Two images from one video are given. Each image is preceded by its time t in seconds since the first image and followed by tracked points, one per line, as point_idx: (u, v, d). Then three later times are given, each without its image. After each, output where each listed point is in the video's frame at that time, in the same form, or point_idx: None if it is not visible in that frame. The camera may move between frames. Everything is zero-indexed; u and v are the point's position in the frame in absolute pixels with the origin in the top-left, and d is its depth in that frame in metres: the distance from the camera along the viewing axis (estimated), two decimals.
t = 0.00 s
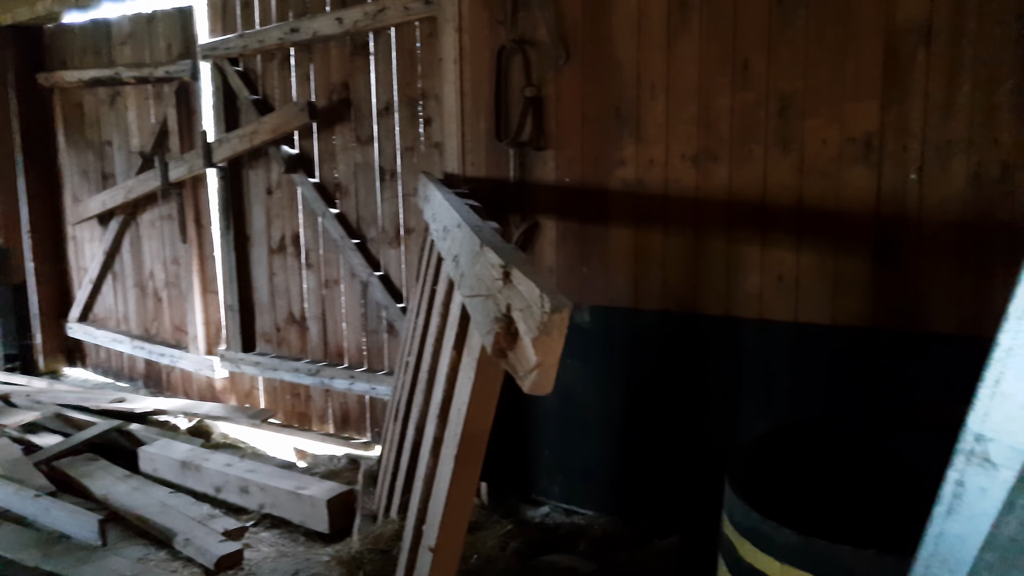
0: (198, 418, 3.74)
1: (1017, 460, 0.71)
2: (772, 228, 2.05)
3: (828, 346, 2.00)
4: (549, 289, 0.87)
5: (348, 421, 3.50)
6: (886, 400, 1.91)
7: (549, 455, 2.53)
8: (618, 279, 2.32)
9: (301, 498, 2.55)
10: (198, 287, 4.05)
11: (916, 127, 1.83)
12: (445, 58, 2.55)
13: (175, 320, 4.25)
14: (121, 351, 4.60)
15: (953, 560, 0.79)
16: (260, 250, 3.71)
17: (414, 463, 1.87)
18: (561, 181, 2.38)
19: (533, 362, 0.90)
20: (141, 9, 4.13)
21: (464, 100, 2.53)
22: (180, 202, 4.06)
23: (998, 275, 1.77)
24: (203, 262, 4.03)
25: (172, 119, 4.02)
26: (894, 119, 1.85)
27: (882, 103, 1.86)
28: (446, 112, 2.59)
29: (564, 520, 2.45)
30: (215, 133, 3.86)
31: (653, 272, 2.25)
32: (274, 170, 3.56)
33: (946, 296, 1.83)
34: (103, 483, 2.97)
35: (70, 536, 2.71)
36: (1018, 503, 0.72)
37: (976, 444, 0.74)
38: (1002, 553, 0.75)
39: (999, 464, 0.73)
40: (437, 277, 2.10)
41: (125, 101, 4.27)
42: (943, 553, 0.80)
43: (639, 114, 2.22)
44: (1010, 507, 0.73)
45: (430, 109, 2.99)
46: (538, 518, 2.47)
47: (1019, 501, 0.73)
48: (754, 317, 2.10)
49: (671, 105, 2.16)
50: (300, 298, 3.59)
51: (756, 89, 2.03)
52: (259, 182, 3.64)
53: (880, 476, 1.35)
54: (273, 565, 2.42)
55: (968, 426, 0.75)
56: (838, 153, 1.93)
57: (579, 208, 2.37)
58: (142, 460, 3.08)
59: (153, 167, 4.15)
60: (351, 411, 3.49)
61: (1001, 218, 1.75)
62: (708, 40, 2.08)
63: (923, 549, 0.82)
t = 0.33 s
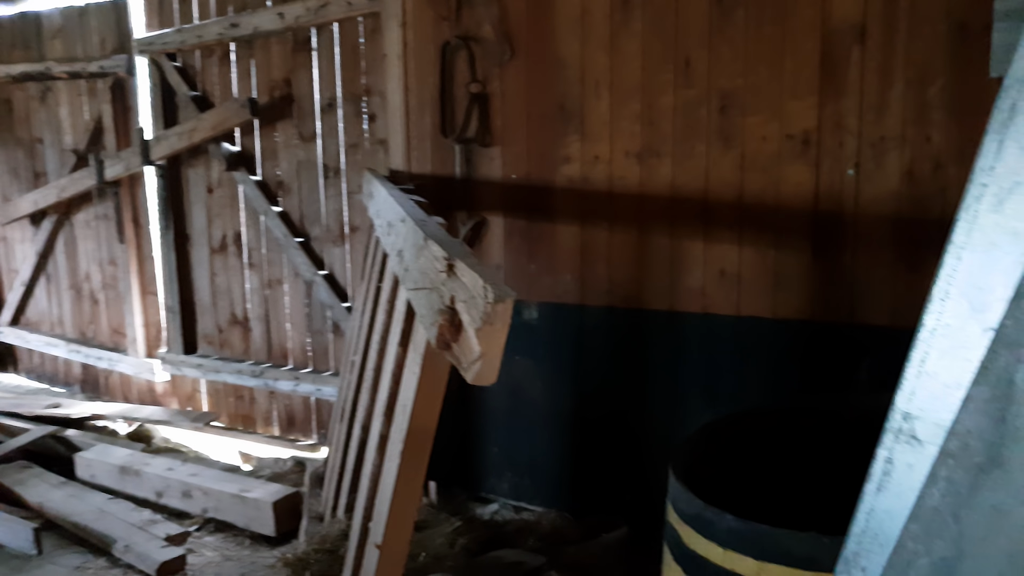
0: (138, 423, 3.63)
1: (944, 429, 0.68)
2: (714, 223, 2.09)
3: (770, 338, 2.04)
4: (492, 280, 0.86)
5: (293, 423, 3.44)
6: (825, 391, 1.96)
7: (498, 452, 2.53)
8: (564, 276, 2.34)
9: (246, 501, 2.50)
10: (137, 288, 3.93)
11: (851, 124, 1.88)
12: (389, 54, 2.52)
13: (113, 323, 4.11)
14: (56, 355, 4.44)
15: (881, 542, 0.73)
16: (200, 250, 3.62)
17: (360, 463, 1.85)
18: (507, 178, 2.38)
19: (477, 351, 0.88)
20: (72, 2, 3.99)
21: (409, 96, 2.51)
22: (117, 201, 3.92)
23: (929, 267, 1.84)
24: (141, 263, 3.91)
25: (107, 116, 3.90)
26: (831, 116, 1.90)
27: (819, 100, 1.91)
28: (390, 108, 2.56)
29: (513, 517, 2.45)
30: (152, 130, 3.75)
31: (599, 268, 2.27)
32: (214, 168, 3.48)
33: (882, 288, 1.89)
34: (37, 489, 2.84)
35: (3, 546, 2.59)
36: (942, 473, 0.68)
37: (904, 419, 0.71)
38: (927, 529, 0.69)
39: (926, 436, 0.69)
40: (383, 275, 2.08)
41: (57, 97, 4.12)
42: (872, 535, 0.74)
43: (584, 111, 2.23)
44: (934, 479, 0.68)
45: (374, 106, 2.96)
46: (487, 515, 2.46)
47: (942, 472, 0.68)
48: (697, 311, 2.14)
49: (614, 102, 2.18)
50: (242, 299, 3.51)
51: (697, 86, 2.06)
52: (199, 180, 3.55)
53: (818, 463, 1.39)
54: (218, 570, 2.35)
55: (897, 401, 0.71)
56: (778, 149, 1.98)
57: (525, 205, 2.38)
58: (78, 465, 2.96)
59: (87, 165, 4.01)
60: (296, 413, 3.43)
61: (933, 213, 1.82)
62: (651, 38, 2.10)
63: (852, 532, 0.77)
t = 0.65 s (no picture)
0: (95, 420, 3.54)
1: (919, 390, 0.53)
2: (678, 211, 2.10)
3: (734, 324, 2.06)
4: (461, 255, 0.82)
5: (255, 418, 3.39)
6: (790, 375, 1.99)
7: (463, 444, 2.52)
8: (529, 266, 2.33)
9: (207, 496, 2.44)
10: (93, 283, 3.83)
11: (813, 113, 1.91)
12: (350, 44, 2.49)
13: (68, 319, 4.00)
14: (8, 353, 4.30)
15: (852, 520, 0.57)
16: (158, 244, 3.54)
17: (324, 453, 1.83)
18: (471, 167, 2.37)
19: (448, 327, 0.82)
20: None
21: (371, 85, 2.48)
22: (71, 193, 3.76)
23: (890, 253, 1.87)
24: (97, 257, 3.81)
25: (60, 107, 3.78)
26: (793, 105, 1.92)
27: (781, 89, 1.93)
28: (352, 98, 2.53)
29: (478, 507, 2.44)
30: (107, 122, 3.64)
31: (564, 258, 2.27)
32: (172, 160, 3.40)
33: (844, 274, 1.92)
34: None
35: None
36: (916, 430, 0.52)
37: (877, 380, 0.56)
38: (900, 496, 0.54)
39: (900, 400, 0.54)
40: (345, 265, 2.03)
41: (7, 87, 3.99)
42: (844, 514, 0.58)
43: (548, 100, 2.22)
44: (909, 440, 0.53)
45: (335, 96, 2.92)
46: (452, 505, 2.44)
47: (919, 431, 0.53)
48: (662, 300, 2.15)
49: (578, 92, 2.18)
50: (201, 293, 3.44)
51: (661, 74, 2.07)
52: (156, 173, 3.47)
53: (783, 443, 1.41)
54: (179, 565, 2.29)
55: (869, 366, 0.57)
56: (741, 138, 2.00)
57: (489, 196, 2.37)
58: (33, 463, 2.86)
59: (39, 158, 3.89)
60: (257, 408, 3.38)
61: (893, 201, 1.85)
62: (615, 27, 2.10)
63: (824, 512, 0.61)
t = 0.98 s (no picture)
0: (75, 411, 3.49)
1: (919, 349, 0.49)
2: (663, 194, 2.09)
3: (719, 307, 2.06)
4: (450, 226, 0.80)
5: (238, 408, 3.35)
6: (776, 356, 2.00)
7: (448, 430, 2.51)
8: (514, 252, 2.31)
9: (191, 485, 2.42)
10: (72, 274, 3.76)
11: (798, 95, 1.91)
12: (331, 28, 2.45)
13: (47, 310, 3.92)
14: None
15: (849, 485, 0.55)
16: (138, 233, 3.49)
17: (309, 439, 1.81)
18: (455, 152, 2.35)
19: (439, 300, 0.81)
20: None
21: (353, 70, 2.45)
22: (47, 182, 3.72)
23: (874, 236, 1.88)
24: (75, 247, 3.75)
25: (35, 95, 3.71)
26: (779, 88, 1.93)
27: (766, 72, 1.93)
28: (333, 84, 2.50)
29: (463, 492, 2.43)
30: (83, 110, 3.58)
31: (548, 244, 2.26)
32: (151, 148, 3.35)
33: (829, 257, 1.93)
34: None
35: None
36: (917, 389, 0.50)
37: (874, 345, 0.52)
38: (899, 455, 0.51)
39: (899, 363, 0.51)
40: (328, 251, 2.01)
41: None
42: (841, 481, 0.56)
43: (532, 85, 2.21)
44: (909, 400, 0.50)
45: (316, 83, 2.89)
46: (438, 492, 2.43)
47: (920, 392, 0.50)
48: (647, 285, 2.14)
49: (563, 76, 2.17)
50: (182, 282, 3.40)
51: (645, 58, 2.06)
52: (134, 161, 3.41)
53: (769, 422, 1.42)
54: (163, 553, 2.25)
55: (864, 330, 0.53)
56: (726, 121, 1.99)
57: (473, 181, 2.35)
58: (12, 453, 2.82)
59: (14, 146, 3.81)
60: (240, 398, 3.34)
61: (878, 183, 1.86)
62: (599, 11, 2.09)
63: (819, 476, 0.58)
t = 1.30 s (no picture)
0: (60, 392, 3.46)
1: (911, 302, 0.49)
2: (652, 169, 2.09)
3: (707, 281, 2.07)
4: (441, 192, 0.80)
5: (225, 387, 3.34)
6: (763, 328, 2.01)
7: (437, 407, 2.51)
8: (502, 228, 2.30)
9: (179, 463, 2.41)
10: (54, 254, 3.71)
11: (788, 69, 1.90)
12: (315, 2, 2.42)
13: (30, 291, 3.87)
14: None
15: (839, 442, 0.55)
16: (121, 212, 3.44)
17: (298, 415, 1.81)
18: (442, 128, 2.33)
19: (429, 265, 0.80)
20: None
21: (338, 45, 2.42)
22: (26, 161, 3.67)
23: (862, 210, 1.89)
24: (57, 227, 3.69)
25: (13, 71, 3.63)
26: (768, 62, 1.92)
27: (756, 45, 1.93)
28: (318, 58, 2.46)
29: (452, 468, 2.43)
30: (63, 87, 3.52)
31: (537, 220, 2.25)
32: (133, 126, 3.30)
33: (817, 232, 1.94)
34: None
35: None
36: (909, 341, 0.49)
37: (866, 303, 0.52)
38: (890, 408, 0.51)
39: (889, 320, 0.50)
40: (314, 227, 1.99)
41: None
42: (831, 439, 0.55)
43: (520, 60, 2.19)
44: (901, 354, 0.50)
45: (300, 59, 2.85)
46: (427, 467, 2.44)
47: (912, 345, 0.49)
48: (636, 261, 2.14)
49: (551, 50, 2.15)
50: (167, 261, 3.36)
51: (634, 32, 2.05)
52: (116, 139, 3.36)
53: (756, 393, 1.43)
54: (152, 530, 2.24)
55: (857, 290, 0.54)
56: (716, 95, 1.99)
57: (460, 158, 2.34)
58: None
59: None
60: (227, 377, 3.33)
61: (867, 157, 1.86)
62: None
63: (811, 436, 0.58)
